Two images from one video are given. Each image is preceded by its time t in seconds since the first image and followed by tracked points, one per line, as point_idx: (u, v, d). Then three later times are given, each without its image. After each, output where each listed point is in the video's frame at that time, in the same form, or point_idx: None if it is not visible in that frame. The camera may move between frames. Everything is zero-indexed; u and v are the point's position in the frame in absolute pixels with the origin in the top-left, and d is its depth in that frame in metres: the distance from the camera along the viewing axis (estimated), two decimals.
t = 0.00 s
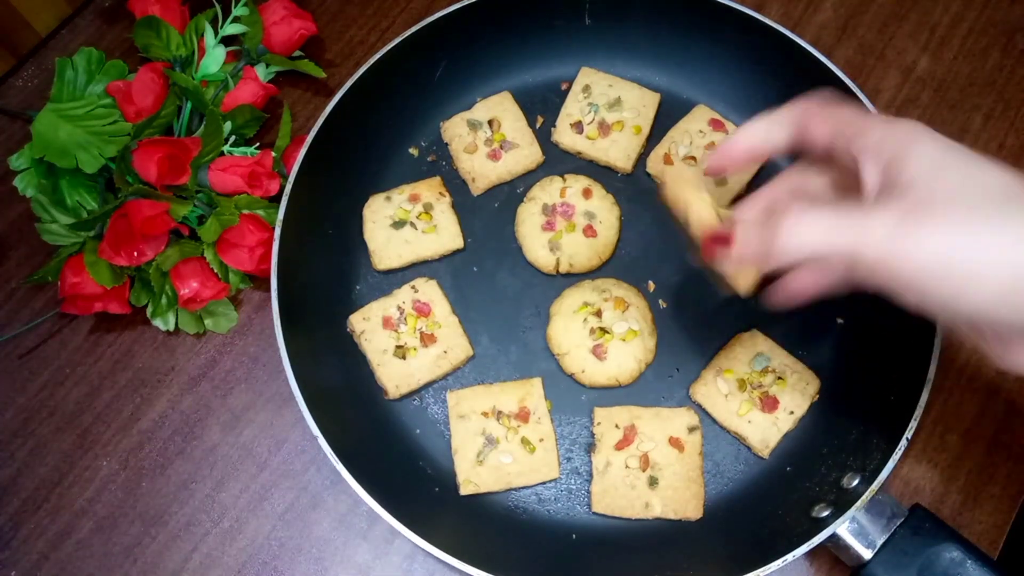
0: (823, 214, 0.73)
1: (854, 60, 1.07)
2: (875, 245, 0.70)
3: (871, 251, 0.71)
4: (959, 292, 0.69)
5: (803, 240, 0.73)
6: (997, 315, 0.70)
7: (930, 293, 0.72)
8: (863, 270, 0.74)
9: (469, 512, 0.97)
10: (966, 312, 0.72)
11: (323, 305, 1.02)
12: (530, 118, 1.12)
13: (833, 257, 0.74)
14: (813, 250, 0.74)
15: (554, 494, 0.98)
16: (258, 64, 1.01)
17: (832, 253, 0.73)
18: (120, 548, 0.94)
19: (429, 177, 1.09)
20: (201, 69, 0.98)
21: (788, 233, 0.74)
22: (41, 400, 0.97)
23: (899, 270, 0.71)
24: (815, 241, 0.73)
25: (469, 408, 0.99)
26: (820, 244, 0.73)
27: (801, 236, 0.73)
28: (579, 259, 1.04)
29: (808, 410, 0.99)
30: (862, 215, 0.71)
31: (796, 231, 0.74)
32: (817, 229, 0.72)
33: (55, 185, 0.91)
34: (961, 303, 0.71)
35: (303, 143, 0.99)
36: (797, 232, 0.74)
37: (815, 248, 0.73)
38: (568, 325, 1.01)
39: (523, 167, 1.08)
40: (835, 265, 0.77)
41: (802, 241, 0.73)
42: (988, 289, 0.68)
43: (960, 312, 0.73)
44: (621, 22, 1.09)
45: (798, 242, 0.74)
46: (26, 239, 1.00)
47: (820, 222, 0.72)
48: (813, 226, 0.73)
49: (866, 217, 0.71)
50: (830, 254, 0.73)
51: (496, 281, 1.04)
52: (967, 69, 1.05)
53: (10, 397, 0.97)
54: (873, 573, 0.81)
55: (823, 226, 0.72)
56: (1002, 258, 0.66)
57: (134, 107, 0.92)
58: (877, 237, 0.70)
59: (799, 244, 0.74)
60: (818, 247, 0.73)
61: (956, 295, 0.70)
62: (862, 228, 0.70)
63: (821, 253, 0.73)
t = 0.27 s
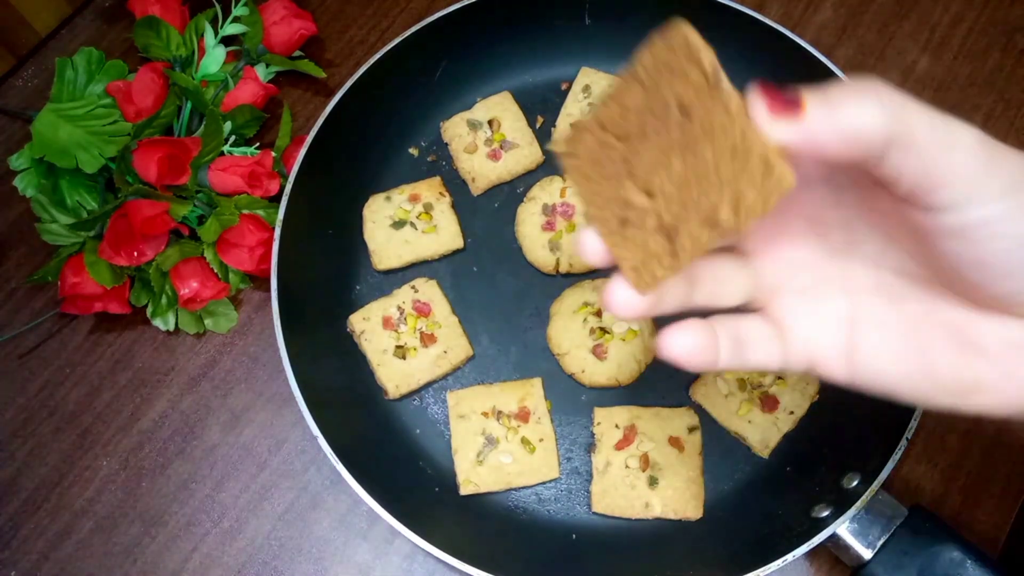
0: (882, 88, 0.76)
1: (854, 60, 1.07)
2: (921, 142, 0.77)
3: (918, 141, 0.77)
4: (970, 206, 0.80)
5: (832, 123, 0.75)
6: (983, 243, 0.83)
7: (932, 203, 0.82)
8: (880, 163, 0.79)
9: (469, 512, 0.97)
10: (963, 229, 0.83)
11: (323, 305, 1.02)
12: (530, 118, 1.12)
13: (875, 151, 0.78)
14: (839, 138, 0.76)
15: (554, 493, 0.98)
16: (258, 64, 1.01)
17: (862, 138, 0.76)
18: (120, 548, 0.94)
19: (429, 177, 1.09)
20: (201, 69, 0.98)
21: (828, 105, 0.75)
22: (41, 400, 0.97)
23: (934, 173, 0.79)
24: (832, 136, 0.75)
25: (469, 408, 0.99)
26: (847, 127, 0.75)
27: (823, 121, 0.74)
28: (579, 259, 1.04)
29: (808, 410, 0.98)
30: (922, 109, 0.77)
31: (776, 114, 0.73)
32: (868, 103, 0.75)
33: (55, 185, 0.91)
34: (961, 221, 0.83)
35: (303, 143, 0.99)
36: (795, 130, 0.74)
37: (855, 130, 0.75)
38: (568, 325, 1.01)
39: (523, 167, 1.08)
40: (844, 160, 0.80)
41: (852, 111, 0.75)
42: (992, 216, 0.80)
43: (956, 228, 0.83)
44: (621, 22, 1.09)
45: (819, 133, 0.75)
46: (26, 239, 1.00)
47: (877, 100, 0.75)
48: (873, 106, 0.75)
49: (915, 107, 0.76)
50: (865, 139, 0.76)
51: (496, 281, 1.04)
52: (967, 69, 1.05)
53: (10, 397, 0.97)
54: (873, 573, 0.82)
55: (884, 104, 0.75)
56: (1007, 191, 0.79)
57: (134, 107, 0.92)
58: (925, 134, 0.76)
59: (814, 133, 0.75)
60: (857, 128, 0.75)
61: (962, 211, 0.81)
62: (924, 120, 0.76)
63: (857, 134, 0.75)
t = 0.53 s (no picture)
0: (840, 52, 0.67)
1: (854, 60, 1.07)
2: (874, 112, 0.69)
3: (874, 109, 0.69)
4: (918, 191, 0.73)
5: (791, 77, 0.65)
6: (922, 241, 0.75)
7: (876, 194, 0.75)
8: (829, 128, 0.70)
9: (469, 512, 0.97)
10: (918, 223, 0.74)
11: (324, 305, 1.02)
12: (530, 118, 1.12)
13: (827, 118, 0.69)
14: (800, 92, 0.65)
15: (554, 493, 0.98)
16: (257, 64, 1.01)
17: (810, 101, 0.67)
18: (120, 548, 0.94)
19: (429, 177, 1.09)
20: (201, 69, 0.98)
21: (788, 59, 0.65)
22: (42, 400, 0.97)
23: (886, 148, 0.71)
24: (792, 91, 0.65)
25: (470, 408, 0.99)
26: (804, 82, 0.65)
27: (783, 75, 0.65)
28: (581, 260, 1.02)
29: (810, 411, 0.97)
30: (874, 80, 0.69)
31: (738, 62, 0.64)
32: (828, 63, 0.66)
33: (55, 185, 0.91)
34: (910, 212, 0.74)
35: (303, 143, 0.99)
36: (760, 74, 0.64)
37: (814, 84, 0.65)
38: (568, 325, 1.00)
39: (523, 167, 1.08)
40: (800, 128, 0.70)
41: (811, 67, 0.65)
42: (942, 210, 0.73)
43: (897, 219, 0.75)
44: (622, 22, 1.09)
45: (780, 87, 0.65)
46: (26, 239, 1.00)
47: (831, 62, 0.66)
48: (832, 63, 0.66)
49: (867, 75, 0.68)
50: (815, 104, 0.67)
51: (496, 281, 1.04)
52: (967, 69, 1.05)
53: (11, 397, 0.97)
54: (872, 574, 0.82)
55: (840, 63, 0.66)
56: (955, 189, 0.73)
57: (134, 107, 0.92)
58: (879, 104, 0.69)
59: (776, 86, 0.65)
60: (814, 87, 0.65)
61: (915, 195, 0.73)
62: (877, 91, 0.69)
63: (812, 93, 0.66)
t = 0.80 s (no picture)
0: (811, 73, 0.68)
1: (854, 60, 1.07)
2: (843, 131, 0.69)
3: (843, 129, 0.69)
4: (890, 208, 0.73)
5: (762, 98, 0.65)
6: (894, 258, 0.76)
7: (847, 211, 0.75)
8: (799, 148, 0.70)
9: (469, 512, 0.97)
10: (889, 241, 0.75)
11: (324, 304, 1.02)
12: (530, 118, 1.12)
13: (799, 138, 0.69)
14: (772, 113, 0.66)
15: (554, 493, 0.98)
16: (257, 64, 1.01)
17: (781, 123, 0.67)
18: (120, 548, 0.94)
19: (429, 176, 1.09)
20: (201, 68, 0.98)
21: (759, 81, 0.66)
22: (42, 399, 0.97)
23: (858, 166, 0.71)
24: (765, 111, 0.66)
25: (470, 408, 0.99)
26: (774, 104, 0.66)
27: (754, 98, 0.65)
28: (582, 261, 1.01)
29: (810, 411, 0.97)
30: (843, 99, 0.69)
31: (709, 85, 0.64)
32: (797, 85, 0.66)
33: (55, 185, 0.91)
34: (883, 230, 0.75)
35: (303, 143, 0.99)
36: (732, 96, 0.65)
37: (784, 108, 0.66)
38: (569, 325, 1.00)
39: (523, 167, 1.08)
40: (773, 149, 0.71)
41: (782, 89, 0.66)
42: (914, 228, 0.74)
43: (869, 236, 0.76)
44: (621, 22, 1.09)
45: (752, 107, 0.65)
46: (26, 239, 1.00)
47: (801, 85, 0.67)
48: (803, 85, 0.67)
49: (836, 95, 0.69)
50: (786, 126, 0.67)
51: (496, 281, 1.04)
52: (967, 69, 1.05)
53: (11, 397, 0.97)
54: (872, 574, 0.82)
55: (810, 86, 0.67)
56: (926, 206, 0.73)
57: (134, 107, 0.92)
58: (849, 123, 0.69)
59: (747, 107, 0.65)
60: (784, 110, 0.66)
61: (887, 213, 0.73)
62: (847, 109, 0.69)
63: (782, 115, 0.66)
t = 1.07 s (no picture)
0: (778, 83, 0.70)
1: (854, 60, 1.07)
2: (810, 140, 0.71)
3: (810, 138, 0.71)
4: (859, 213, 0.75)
5: (722, 116, 0.69)
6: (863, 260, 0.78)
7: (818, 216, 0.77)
8: (766, 158, 0.73)
9: (468, 512, 0.97)
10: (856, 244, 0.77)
11: (324, 304, 1.02)
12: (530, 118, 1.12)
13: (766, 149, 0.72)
14: (733, 129, 0.69)
15: (553, 493, 0.98)
16: (257, 63, 1.01)
17: (745, 137, 0.70)
18: (120, 548, 0.94)
19: (429, 176, 1.09)
20: (201, 69, 0.98)
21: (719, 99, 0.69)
22: (42, 399, 0.97)
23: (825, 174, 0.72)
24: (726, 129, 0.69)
25: (470, 408, 0.99)
26: (737, 118, 0.69)
27: (713, 119, 0.69)
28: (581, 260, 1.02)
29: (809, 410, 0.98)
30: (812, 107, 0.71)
31: (664, 109, 0.68)
32: (763, 95, 0.69)
33: (55, 185, 0.91)
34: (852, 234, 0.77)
35: (303, 143, 1.00)
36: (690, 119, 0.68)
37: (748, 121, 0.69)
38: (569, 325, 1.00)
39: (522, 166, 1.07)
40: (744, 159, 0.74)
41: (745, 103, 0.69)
42: (881, 232, 0.76)
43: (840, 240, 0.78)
44: (621, 22, 1.09)
45: (711, 127, 0.69)
46: (26, 239, 1.00)
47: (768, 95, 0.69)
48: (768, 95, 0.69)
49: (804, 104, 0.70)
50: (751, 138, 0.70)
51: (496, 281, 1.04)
52: (967, 68, 1.05)
53: (11, 396, 0.97)
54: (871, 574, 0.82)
55: (776, 96, 0.69)
56: (895, 211, 0.75)
57: (134, 107, 0.92)
58: (816, 131, 0.71)
59: (707, 125, 0.69)
60: (746, 124, 0.69)
61: (854, 219, 0.75)
62: (815, 118, 0.71)
63: (746, 128, 0.69)
